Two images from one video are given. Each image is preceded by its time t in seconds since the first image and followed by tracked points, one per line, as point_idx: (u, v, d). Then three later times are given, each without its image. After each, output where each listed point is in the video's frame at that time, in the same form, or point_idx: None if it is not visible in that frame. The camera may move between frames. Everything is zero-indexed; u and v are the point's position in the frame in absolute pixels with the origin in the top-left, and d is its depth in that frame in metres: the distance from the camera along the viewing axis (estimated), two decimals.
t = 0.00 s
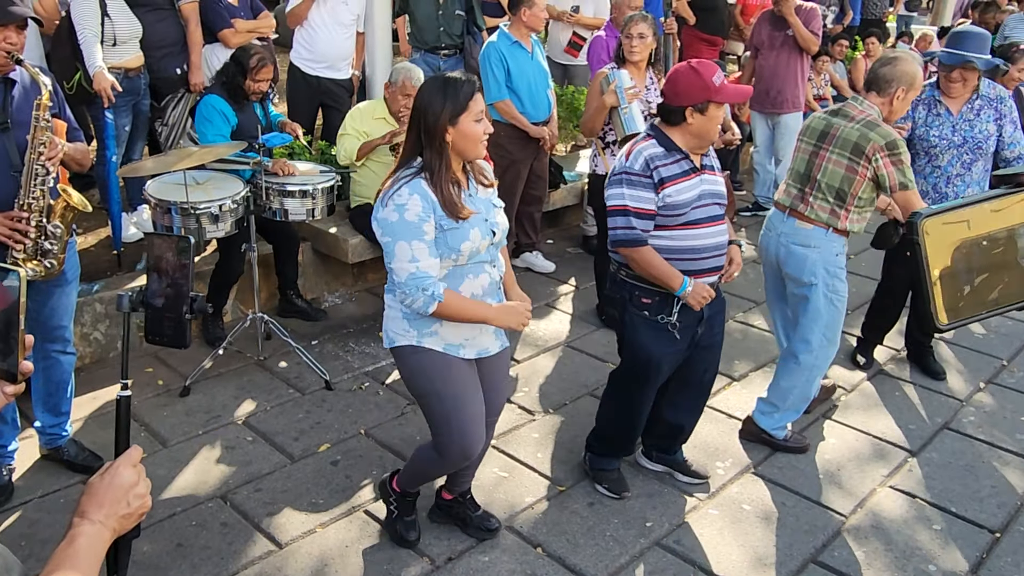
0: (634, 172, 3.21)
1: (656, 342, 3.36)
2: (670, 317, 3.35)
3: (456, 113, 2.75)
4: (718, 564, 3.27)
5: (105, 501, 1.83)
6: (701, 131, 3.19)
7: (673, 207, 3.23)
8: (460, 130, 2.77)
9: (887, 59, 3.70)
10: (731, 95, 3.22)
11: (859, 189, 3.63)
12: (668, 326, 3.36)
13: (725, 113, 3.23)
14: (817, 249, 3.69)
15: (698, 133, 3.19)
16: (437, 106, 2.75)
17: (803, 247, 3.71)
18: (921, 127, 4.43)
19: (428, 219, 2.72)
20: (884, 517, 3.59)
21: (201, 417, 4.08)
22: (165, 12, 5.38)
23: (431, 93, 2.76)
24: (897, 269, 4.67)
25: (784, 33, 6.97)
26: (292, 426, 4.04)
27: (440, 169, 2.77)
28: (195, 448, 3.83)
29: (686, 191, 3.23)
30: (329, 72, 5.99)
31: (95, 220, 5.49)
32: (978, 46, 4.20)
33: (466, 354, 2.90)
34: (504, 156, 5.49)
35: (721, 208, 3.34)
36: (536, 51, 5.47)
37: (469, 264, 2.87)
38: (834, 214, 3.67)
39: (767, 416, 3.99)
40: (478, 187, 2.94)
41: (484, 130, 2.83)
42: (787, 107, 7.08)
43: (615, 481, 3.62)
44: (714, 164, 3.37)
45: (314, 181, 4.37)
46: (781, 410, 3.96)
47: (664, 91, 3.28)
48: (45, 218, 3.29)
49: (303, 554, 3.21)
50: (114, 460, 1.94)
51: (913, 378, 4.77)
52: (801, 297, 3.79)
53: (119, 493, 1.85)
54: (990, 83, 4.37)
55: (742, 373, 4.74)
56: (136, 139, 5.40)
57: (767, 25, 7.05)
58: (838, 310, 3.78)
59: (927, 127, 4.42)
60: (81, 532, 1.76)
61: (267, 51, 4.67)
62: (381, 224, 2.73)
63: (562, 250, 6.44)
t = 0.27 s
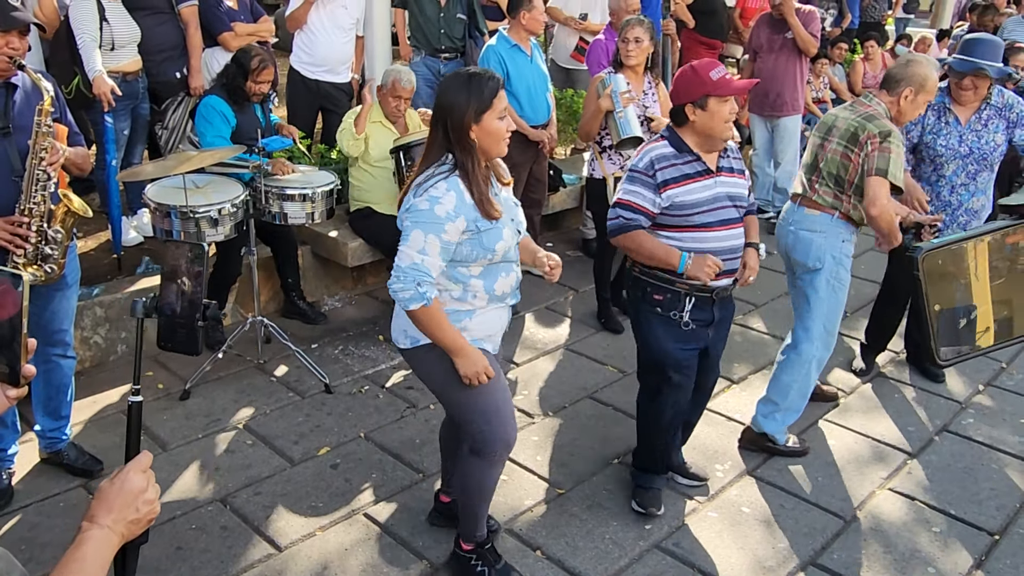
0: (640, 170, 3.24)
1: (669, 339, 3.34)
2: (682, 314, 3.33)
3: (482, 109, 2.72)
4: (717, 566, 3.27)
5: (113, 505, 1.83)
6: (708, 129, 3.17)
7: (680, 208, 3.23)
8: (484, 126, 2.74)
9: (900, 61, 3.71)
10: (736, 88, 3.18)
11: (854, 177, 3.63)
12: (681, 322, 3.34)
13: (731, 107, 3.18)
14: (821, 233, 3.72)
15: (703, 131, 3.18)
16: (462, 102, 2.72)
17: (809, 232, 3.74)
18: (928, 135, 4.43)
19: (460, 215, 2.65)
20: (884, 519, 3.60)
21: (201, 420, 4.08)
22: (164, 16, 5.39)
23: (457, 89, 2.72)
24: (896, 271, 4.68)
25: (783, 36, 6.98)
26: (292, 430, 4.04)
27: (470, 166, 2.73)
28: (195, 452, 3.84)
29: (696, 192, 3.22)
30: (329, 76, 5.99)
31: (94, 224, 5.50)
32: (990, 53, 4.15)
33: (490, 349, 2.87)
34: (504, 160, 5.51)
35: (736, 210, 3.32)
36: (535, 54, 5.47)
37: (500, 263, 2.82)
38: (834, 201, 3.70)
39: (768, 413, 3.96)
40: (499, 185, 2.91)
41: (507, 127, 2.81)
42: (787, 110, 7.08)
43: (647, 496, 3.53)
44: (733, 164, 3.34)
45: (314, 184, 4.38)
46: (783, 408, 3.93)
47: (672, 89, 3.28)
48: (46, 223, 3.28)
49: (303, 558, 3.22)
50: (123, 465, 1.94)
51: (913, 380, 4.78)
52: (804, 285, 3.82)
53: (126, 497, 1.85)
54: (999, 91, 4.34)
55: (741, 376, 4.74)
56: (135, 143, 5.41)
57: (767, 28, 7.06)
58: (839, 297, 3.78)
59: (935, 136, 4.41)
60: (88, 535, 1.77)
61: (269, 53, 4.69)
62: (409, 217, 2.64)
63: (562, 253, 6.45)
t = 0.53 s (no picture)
0: (647, 182, 3.22)
1: (664, 347, 3.36)
2: (678, 322, 3.34)
3: (492, 129, 2.69)
4: (717, 568, 3.27)
5: (121, 509, 1.83)
6: (708, 143, 3.17)
7: (683, 218, 3.23)
8: (495, 147, 2.72)
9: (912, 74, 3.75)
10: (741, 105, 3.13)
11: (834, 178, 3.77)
12: (676, 332, 3.35)
13: (732, 123, 3.14)
14: (803, 229, 3.87)
15: (703, 144, 3.18)
16: (473, 123, 2.69)
17: (794, 228, 3.92)
18: (931, 143, 4.38)
19: (477, 239, 2.63)
20: (883, 521, 3.60)
21: (200, 424, 4.08)
22: (163, 20, 5.40)
23: (466, 109, 2.70)
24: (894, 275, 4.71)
25: (781, 40, 6.99)
26: (291, 433, 4.04)
27: (482, 186, 2.70)
28: (195, 455, 3.84)
29: (698, 203, 3.22)
30: (328, 80, 6.01)
31: (94, 228, 5.51)
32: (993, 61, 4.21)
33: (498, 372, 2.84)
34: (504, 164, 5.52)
35: (740, 221, 3.31)
36: (534, 58, 5.48)
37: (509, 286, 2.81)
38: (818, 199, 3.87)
39: (764, 410, 3.96)
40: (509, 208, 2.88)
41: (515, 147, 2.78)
42: (786, 113, 7.10)
43: (652, 507, 3.50)
44: (741, 175, 3.30)
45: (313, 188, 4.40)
46: (779, 404, 3.93)
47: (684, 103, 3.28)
48: (46, 227, 3.30)
49: (302, 561, 3.22)
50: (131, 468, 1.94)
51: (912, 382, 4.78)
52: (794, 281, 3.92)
53: (133, 501, 1.85)
54: (997, 97, 4.37)
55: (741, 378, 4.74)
56: (134, 147, 5.41)
57: (764, 31, 7.07)
58: (830, 292, 3.81)
59: (935, 142, 4.37)
60: (94, 539, 1.77)
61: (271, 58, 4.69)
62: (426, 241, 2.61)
63: (561, 256, 6.46)
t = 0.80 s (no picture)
0: (634, 173, 3.25)
1: (654, 347, 3.34)
2: (671, 323, 3.30)
3: (484, 117, 2.70)
4: (715, 569, 3.28)
5: (122, 510, 1.84)
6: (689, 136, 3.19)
7: (678, 215, 3.19)
8: (487, 136, 2.72)
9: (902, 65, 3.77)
10: (728, 105, 3.08)
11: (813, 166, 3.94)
12: (668, 331, 3.32)
13: (709, 120, 3.10)
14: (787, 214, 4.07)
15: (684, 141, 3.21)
16: (464, 110, 2.70)
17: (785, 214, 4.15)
18: (922, 138, 4.45)
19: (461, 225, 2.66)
20: (882, 522, 3.60)
21: (199, 426, 4.09)
22: (162, 22, 5.40)
23: (460, 97, 2.71)
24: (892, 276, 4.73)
25: (780, 42, 6.99)
26: (290, 434, 4.05)
27: (467, 175, 2.73)
28: (194, 457, 3.84)
29: (695, 201, 3.18)
30: (327, 82, 6.02)
31: (94, 230, 5.52)
32: (985, 58, 4.14)
33: (464, 369, 2.79)
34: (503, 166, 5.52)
35: (742, 220, 3.24)
36: (534, 60, 5.49)
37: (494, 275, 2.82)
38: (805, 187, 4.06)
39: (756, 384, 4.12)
40: (502, 197, 2.89)
41: (509, 137, 2.79)
42: (785, 114, 7.11)
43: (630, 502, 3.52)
44: (743, 174, 3.25)
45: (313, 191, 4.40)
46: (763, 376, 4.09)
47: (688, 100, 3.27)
48: (46, 230, 3.30)
49: (301, 563, 3.22)
50: (132, 470, 1.95)
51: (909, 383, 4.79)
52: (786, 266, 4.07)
53: (134, 502, 1.86)
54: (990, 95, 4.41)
55: (739, 380, 4.75)
56: (133, 149, 5.41)
57: (763, 33, 7.08)
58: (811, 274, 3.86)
59: (926, 137, 4.44)
60: (96, 541, 1.78)
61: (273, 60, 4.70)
62: (411, 229, 2.65)
63: (560, 258, 6.46)
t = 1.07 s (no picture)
0: (619, 178, 3.27)
1: (627, 358, 3.37)
2: (641, 331, 3.35)
3: (456, 127, 2.79)
4: (712, 570, 3.28)
5: (120, 511, 1.84)
6: (681, 149, 3.18)
7: (653, 223, 3.22)
8: (457, 145, 2.81)
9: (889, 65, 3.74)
10: (718, 114, 3.11)
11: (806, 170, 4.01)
12: (640, 341, 3.36)
13: (705, 132, 3.12)
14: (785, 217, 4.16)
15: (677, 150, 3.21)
16: (436, 119, 2.80)
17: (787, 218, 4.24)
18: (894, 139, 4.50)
19: (409, 237, 2.76)
20: (879, 523, 3.60)
21: (197, 427, 4.09)
22: (160, 24, 5.40)
23: (435, 106, 2.81)
24: (889, 278, 4.74)
25: (778, 43, 7.02)
26: (288, 435, 4.05)
27: (431, 182, 2.81)
28: (192, 458, 3.84)
29: (671, 211, 3.21)
30: (325, 83, 6.02)
31: (92, 231, 5.52)
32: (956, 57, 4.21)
33: (448, 364, 2.88)
34: (501, 167, 5.53)
35: (717, 237, 3.27)
36: (533, 62, 5.50)
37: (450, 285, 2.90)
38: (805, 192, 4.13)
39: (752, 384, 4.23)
40: (475, 207, 2.97)
41: (484, 147, 2.86)
42: (782, 115, 7.10)
43: (624, 503, 3.53)
44: (725, 191, 3.26)
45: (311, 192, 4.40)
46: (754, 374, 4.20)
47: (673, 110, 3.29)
48: (44, 232, 3.30)
49: (298, 564, 3.22)
50: (130, 470, 1.95)
51: (907, 384, 4.80)
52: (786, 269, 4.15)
53: (132, 503, 1.86)
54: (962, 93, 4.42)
55: (736, 381, 4.75)
56: (132, 150, 5.41)
57: (761, 35, 7.11)
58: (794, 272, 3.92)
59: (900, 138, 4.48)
60: (93, 542, 1.78)
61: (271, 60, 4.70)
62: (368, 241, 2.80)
63: (558, 259, 6.47)
